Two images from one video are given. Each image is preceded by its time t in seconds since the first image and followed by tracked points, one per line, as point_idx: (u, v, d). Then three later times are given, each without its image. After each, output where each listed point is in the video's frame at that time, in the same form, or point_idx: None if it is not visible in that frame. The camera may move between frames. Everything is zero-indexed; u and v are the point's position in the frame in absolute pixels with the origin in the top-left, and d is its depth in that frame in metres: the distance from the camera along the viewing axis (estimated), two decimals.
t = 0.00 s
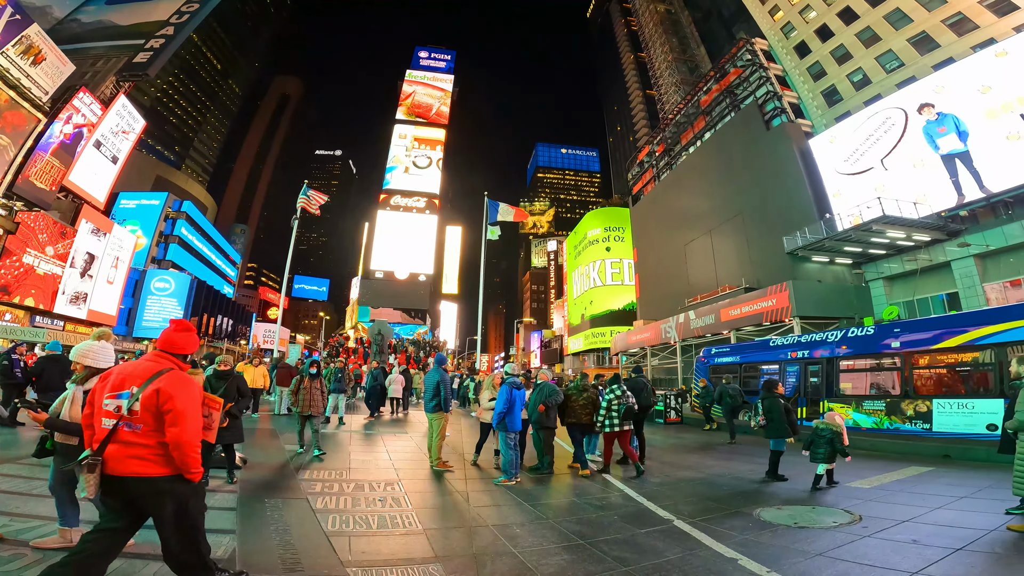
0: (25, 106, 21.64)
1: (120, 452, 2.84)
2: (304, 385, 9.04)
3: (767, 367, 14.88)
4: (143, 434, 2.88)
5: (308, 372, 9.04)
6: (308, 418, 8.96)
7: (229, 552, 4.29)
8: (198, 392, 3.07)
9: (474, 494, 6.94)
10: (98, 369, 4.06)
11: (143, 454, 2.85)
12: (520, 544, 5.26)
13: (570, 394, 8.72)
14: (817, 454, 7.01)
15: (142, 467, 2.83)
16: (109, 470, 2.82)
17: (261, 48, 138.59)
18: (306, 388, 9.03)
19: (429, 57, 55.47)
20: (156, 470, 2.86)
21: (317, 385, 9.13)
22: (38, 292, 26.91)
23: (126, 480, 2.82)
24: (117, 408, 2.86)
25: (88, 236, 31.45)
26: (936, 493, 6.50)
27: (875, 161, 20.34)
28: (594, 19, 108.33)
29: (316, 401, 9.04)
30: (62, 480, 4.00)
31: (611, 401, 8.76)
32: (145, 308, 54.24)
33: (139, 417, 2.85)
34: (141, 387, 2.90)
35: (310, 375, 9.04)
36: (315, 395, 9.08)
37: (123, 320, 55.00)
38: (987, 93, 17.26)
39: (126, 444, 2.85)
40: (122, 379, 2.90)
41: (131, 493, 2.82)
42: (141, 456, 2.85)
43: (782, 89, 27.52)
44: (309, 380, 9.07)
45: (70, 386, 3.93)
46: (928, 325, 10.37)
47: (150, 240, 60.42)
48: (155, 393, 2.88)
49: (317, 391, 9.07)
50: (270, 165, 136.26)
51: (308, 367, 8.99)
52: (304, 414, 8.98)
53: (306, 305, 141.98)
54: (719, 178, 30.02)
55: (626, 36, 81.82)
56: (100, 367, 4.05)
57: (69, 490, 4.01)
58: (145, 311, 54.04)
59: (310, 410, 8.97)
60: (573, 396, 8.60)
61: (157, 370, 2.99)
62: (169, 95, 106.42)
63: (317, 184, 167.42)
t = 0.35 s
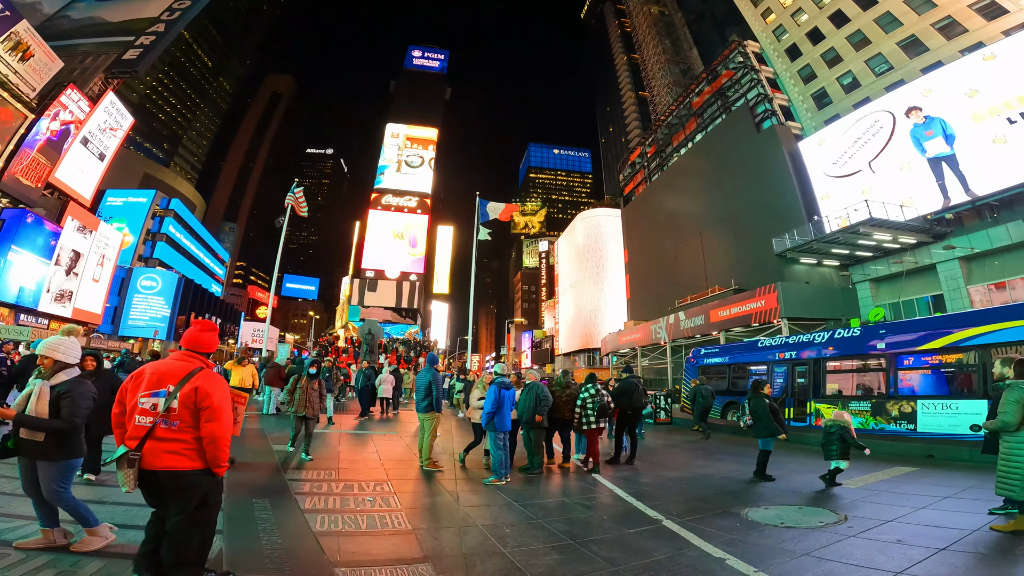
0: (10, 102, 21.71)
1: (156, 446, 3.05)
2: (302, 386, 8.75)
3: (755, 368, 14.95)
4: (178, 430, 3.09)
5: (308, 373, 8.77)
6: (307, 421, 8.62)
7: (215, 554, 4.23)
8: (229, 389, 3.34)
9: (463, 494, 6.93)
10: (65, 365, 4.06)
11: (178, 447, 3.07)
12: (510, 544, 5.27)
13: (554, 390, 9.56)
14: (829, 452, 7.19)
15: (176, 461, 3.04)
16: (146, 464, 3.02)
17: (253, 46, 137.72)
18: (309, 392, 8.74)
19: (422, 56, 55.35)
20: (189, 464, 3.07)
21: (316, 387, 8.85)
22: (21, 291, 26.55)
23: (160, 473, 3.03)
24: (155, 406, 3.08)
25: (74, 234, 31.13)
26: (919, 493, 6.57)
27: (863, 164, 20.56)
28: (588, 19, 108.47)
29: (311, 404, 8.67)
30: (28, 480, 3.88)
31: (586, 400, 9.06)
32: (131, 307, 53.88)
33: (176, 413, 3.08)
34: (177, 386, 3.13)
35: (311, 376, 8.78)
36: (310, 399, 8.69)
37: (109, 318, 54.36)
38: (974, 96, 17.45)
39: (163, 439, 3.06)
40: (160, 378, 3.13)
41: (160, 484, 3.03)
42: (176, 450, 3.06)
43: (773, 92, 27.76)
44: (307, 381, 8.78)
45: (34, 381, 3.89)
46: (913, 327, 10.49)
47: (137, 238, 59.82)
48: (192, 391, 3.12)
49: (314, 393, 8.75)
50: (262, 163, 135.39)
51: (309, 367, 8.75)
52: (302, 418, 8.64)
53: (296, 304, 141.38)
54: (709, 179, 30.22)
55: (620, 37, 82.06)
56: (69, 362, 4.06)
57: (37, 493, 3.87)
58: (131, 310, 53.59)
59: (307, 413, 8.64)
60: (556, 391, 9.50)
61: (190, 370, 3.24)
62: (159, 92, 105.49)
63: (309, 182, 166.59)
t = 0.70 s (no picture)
0: (4, 100, 21.63)
1: (176, 444, 3.19)
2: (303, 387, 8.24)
3: (749, 367, 14.97)
4: (195, 429, 3.23)
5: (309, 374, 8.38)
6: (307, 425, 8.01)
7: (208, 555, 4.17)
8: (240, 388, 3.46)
9: (459, 493, 6.93)
10: (43, 362, 4.04)
11: (196, 445, 3.21)
12: (504, 543, 5.27)
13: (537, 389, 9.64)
14: (853, 451, 7.25)
15: (193, 458, 3.19)
16: (168, 462, 3.19)
17: (249, 44, 137.04)
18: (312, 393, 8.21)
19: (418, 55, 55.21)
20: (206, 461, 3.21)
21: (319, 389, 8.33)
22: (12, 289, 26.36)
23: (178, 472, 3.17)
24: (174, 407, 3.22)
25: (66, 232, 30.90)
26: (912, 493, 6.61)
27: (857, 164, 20.67)
28: (585, 19, 108.48)
29: (311, 406, 8.09)
30: (10, 480, 3.76)
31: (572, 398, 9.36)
32: (123, 306, 53.78)
33: (191, 413, 3.20)
34: (193, 386, 3.25)
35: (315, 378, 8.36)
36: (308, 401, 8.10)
37: (101, 317, 53.99)
38: (967, 97, 17.53)
39: (180, 437, 3.19)
40: (178, 382, 3.26)
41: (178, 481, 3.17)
42: (193, 448, 3.21)
43: (768, 93, 27.84)
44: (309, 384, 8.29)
45: (12, 378, 3.84)
46: (904, 326, 10.58)
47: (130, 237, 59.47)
48: (205, 390, 3.24)
49: (317, 394, 8.21)
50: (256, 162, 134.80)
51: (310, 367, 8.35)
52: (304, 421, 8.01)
53: (290, 304, 140.94)
54: (704, 180, 30.32)
55: (616, 37, 82.13)
56: (47, 358, 4.04)
57: (18, 494, 3.75)
58: (123, 309, 53.45)
59: (309, 416, 8.03)
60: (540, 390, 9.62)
61: (204, 370, 3.36)
62: (153, 91, 104.86)
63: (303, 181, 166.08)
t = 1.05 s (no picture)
0: None
1: (191, 437, 3.64)
2: (302, 389, 8.05)
3: (742, 368, 15.01)
4: (207, 423, 3.67)
5: (307, 375, 8.17)
6: (315, 425, 7.93)
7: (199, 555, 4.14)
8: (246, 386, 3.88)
9: (453, 495, 6.92)
10: (28, 363, 3.96)
11: (209, 439, 3.64)
12: (498, 544, 5.26)
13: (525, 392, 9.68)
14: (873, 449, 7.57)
15: (207, 450, 3.63)
16: (185, 453, 3.64)
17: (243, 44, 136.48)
18: (312, 394, 8.05)
19: (413, 56, 55.13)
20: (218, 454, 3.65)
21: (319, 391, 8.15)
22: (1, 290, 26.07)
23: (195, 462, 3.62)
24: (188, 403, 3.68)
25: (56, 232, 30.61)
26: (904, 493, 6.66)
27: (848, 166, 20.85)
28: (580, 21, 108.55)
29: (311, 408, 7.95)
30: None
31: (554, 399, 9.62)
32: (114, 307, 53.77)
33: (203, 408, 3.63)
34: (204, 385, 3.71)
35: (312, 379, 8.15)
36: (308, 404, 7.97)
37: (92, 318, 53.51)
38: (957, 100, 17.70)
39: (195, 431, 3.63)
40: (190, 380, 3.73)
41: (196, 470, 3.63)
42: (206, 441, 3.64)
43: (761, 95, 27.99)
44: (308, 385, 8.09)
45: None
46: (897, 328, 10.69)
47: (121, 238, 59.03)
48: (216, 388, 3.68)
49: (318, 396, 8.08)
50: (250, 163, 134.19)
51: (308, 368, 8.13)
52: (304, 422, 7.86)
53: (284, 305, 140.30)
54: (698, 181, 30.46)
55: (610, 39, 82.29)
56: (29, 358, 3.95)
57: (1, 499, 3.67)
58: (113, 311, 53.52)
59: (310, 418, 7.88)
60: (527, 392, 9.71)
61: (215, 370, 3.80)
62: (145, 90, 104.21)
63: (298, 181, 165.39)
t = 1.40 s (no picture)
0: None
1: (215, 437, 4.01)
2: (312, 397, 7.65)
3: (741, 370, 15.00)
4: (232, 423, 4.10)
5: (318, 382, 7.76)
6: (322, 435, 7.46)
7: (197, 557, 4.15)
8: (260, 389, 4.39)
9: (451, 497, 6.90)
10: (34, 368, 3.95)
11: (232, 438, 4.06)
12: (498, 546, 5.26)
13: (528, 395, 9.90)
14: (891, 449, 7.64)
15: (233, 449, 4.06)
16: (206, 452, 3.98)
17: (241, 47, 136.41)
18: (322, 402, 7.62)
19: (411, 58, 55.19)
20: (241, 453, 4.09)
21: (329, 400, 7.70)
22: None
23: (218, 461, 4.00)
24: (211, 405, 4.05)
25: (53, 235, 30.54)
26: (902, 495, 6.66)
27: (845, 168, 20.95)
28: (578, 23, 108.65)
29: (318, 417, 7.53)
30: None
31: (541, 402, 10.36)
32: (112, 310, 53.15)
33: (230, 409, 4.07)
34: (228, 388, 4.15)
35: (324, 388, 7.74)
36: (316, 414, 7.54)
37: (89, 321, 53.30)
38: (953, 101, 17.79)
39: (219, 431, 4.02)
40: (214, 383, 4.12)
41: (220, 467, 4.01)
42: (232, 441, 4.06)
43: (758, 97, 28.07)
44: (318, 393, 7.70)
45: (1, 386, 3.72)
46: (894, 329, 10.72)
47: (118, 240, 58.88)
48: (242, 392, 4.16)
49: (327, 404, 7.62)
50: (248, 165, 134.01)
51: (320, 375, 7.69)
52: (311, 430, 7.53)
53: (281, 307, 140.04)
54: (695, 184, 30.53)
55: (609, 42, 82.42)
56: (35, 364, 3.91)
57: None
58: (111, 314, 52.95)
59: (317, 425, 7.52)
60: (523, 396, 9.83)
61: (234, 376, 4.25)
62: (143, 93, 104.09)
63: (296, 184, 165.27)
